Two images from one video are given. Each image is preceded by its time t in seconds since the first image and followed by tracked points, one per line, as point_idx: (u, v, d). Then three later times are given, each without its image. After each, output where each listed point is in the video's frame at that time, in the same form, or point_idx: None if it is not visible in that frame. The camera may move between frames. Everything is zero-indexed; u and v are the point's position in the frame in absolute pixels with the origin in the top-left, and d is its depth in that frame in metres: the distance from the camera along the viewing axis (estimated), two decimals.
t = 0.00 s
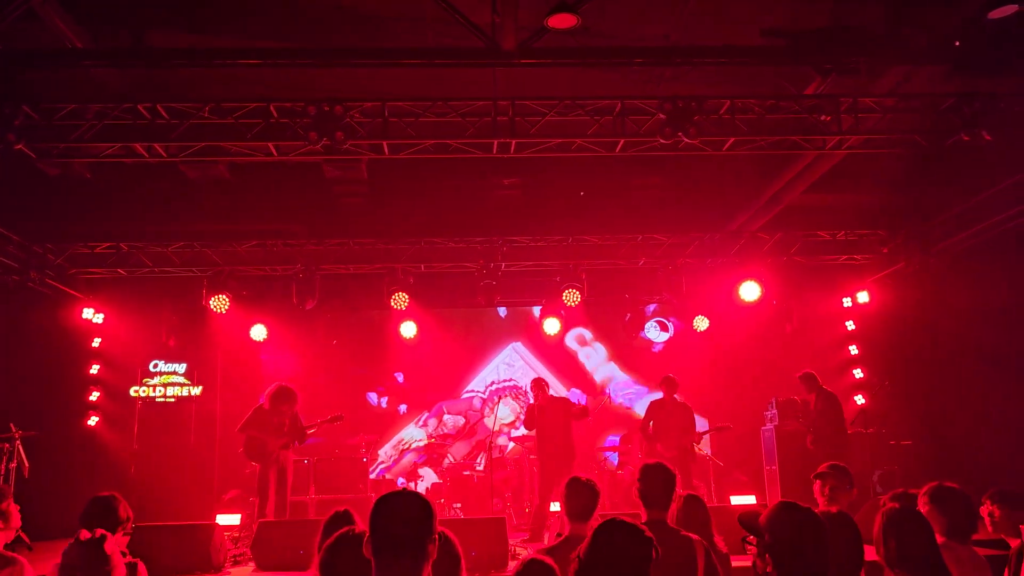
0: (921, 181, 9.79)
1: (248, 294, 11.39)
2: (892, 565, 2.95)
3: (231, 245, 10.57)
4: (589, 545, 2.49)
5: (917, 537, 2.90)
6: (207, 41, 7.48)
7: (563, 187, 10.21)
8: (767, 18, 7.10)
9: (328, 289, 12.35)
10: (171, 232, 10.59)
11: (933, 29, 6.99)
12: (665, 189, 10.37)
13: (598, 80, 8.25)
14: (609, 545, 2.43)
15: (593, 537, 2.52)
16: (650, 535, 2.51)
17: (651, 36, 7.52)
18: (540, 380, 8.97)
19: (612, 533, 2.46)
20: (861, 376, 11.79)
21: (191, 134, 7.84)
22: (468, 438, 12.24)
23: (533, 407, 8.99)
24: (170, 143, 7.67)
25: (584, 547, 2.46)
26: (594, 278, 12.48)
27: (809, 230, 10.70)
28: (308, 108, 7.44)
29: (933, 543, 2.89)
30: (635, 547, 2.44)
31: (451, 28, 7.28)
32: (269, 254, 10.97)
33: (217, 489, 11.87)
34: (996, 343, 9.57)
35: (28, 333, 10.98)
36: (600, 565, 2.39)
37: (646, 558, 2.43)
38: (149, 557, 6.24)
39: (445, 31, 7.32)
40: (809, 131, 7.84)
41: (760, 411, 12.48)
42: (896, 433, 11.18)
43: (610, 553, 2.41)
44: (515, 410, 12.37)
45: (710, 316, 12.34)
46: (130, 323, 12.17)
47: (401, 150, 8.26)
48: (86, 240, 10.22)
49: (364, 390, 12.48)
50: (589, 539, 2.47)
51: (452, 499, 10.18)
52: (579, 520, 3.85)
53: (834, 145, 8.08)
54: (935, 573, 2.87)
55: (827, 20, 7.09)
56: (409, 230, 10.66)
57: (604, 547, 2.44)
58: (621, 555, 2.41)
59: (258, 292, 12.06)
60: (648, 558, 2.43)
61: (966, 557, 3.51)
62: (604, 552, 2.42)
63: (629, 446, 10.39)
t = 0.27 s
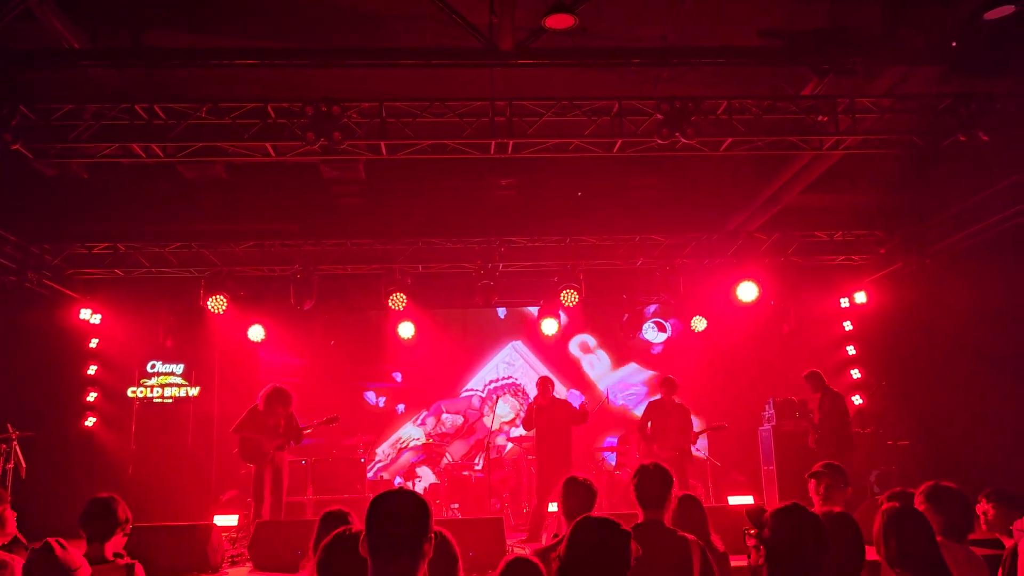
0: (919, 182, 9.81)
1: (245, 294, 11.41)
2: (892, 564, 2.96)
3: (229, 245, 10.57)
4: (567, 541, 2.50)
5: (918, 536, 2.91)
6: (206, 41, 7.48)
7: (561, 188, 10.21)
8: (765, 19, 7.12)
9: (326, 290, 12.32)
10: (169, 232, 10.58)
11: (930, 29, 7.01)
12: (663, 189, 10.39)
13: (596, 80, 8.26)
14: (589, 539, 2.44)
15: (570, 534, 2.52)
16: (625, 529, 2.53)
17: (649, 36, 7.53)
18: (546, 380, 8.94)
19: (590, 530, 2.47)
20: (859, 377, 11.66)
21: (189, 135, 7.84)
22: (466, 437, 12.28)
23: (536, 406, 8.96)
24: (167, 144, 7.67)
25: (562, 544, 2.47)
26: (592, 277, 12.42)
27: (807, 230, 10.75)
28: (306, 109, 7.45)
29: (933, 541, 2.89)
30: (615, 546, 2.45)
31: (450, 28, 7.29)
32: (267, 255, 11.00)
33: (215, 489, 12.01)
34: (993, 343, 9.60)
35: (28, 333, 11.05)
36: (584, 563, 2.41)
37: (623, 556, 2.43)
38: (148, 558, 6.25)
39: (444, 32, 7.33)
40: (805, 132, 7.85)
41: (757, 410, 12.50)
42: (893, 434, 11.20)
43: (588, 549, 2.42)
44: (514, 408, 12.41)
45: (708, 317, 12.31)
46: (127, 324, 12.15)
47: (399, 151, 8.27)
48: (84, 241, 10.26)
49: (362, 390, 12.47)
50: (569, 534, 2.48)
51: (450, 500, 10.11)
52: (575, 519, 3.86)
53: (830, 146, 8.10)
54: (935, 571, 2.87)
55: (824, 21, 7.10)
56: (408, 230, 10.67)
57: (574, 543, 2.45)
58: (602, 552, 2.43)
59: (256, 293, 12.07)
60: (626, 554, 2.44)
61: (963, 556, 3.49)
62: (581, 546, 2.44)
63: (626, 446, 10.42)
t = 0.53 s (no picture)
0: (918, 182, 9.82)
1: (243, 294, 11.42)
2: (893, 564, 2.96)
3: (228, 245, 10.56)
4: (557, 540, 2.51)
5: (919, 535, 2.92)
6: (205, 42, 7.47)
7: (560, 188, 10.21)
8: (764, 19, 7.13)
9: (325, 290, 12.31)
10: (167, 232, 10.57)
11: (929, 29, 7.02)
12: (660, 190, 10.41)
13: (595, 81, 8.26)
14: (583, 541, 2.44)
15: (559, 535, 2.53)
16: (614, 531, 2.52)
17: (649, 36, 7.53)
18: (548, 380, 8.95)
19: (583, 530, 2.48)
20: (857, 377, 11.71)
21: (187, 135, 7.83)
22: (465, 435, 12.26)
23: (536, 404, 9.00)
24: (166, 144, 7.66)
25: (558, 544, 2.48)
26: (591, 277, 12.46)
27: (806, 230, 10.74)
28: (305, 109, 7.45)
29: (933, 540, 2.89)
30: (604, 545, 2.45)
31: (450, 28, 7.29)
32: (264, 256, 11.01)
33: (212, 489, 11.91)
34: (992, 343, 9.62)
35: (27, 334, 11.05)
36: (576, 564, 2.42)
37: (613, 557, 2.43)
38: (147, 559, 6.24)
39: (444, 32, 7.33)
40: (803, 133, 7.87)
41: (756, 410, 12.51)
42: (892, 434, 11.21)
43: (583, 551, 2.42)
44: (513, 406, 12.44)
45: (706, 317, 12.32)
46: (125, 324, 12.14)
47: (398, 152, 8.28)
48: (83, 242, 10.27)
49: (360, 390, 12.47)
50: (564, 534, 2.49)
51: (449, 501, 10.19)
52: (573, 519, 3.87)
53: (828, 146, 8.12)
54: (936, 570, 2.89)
55: (824, 21, 7.12)
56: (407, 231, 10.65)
57: (567, 543, 2.46)
58: (593, 554, 2.42)
59: (253, 293, 12.06)
60: (614, 551, 2.44)
61: (961, 557, 3.55)
62: (574, 549, 2.44)
63: (624, 446, 10.46)
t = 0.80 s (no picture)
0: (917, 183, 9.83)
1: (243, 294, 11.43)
2: (895, 564, 2.97)
3: (228, 245, 10.54)
4: (561, 540, 2.50)
5: (922, 533, 2.92)
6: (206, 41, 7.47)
7: (560, 188, 10.21)
8: (765, 19, 7.13)
9: (325, 290, 12.29)
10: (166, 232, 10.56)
11: (929, 29, 7.02)
12: (660, 190, 10.42)
13: (595, 81, 8.26)
14: (586, 540, 2.44)
15: (562, 536, 2.52)
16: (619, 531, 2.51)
17: (649, 36, 7.53)
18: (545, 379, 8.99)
19: (586, 530, 2.47)
20: (858, 378, 11.72)
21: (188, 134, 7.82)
22: (465, 434, 12.21)
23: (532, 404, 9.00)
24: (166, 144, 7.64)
25: (566, 545, 2.46)
26: (591, 277, 12.46)
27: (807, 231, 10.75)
28: (305, 108, 7.45)
29: (936, 541, 2.90)
30: (607, 544, 2.44)
31: (449, 28, 7.28)
32: (265, 255, 11.01)
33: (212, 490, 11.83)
34: (992, 344, 9.62)
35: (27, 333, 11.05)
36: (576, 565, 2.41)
37: (619, 554, 2.43)
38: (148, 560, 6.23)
39: (444, 32, 7.33)
40: (804, 133, 7.87)
41: (756, 409, 12.52)
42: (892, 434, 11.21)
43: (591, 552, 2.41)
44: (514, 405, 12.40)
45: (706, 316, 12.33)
46: (125, 323, 12.14)
47: (398, 151, 8.27)
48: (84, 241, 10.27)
49: (360, 389, 12.46)
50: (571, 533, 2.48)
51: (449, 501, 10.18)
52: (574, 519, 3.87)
53: (829, 147, 8.13)
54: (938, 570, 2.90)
55: (824, 21, 7.12)
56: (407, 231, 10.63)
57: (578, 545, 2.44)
58: (598, 555, 2.42)
59: (253, 293, 11.96)
60: (617, 548, 2.44)
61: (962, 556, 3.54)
62: (582, 548, 2.43)
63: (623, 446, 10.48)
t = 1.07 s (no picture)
0: (918, 183, 9.83)
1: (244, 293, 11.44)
2: (896, 565, 2.96)
3: (229, 244, 10.54)
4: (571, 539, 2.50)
5: (923, 532, 2.92)
6: (206, 41, 7.47)
7: (561, 187, 10.20)
8: (765, 19, 7.13)
9: (326, 289, 12.29)
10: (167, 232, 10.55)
11: (930, 29, 7.01)
12: (661, 190, 10.42)
13: (596, 80, 8.26)
14: (596, 539, 2.44)
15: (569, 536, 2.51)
16: (631, 529, 2.51)
17: (650, 36, 7.53)
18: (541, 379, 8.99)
19: (589, 530, 2.47)
20: (859, 378, 11.73)
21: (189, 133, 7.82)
22: (467, 432, 12.18)
23: (534, 406, 9.00)
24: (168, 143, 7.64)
25: (581, 541, 2.46)
26: (592, 278, 12.39)
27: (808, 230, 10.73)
28: (306, 108, 7.44)
29: (938, 540, 2.89)
30: (618, 544, 2.44)
31: (449, 27, 7.27)
32: (266, 255, 11.01)
33: (213, 490, 11.82)
34: (993, 344, 9.61)
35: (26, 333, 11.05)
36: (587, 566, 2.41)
37: (631, 550, 2.43)
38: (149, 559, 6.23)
39: (444, 31, 7.33)
40: (805, 133, 7.87)
41: (758, 409, 12.50)
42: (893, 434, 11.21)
43: (608, 552, 2.41)
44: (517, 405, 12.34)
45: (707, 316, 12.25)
46: (126, 323, 12.13)
47: (399, 151, 8.27)
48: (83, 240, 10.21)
49: (361, 387, 12.47)
50: (588, 532, 2.48)
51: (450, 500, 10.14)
52: (576, 519, 3.87)
53: (831, 147, 8.13)
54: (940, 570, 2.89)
55: (824, 21, 7.12)
56: (408, 230, 10.60)
57: (597, 546, 2.43)
58: (615, 555, 2.41)
59: (255, 292, 11.93)
60: (630, 545, 2.44)
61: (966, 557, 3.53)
62: (597, 546, 2.42)
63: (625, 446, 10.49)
